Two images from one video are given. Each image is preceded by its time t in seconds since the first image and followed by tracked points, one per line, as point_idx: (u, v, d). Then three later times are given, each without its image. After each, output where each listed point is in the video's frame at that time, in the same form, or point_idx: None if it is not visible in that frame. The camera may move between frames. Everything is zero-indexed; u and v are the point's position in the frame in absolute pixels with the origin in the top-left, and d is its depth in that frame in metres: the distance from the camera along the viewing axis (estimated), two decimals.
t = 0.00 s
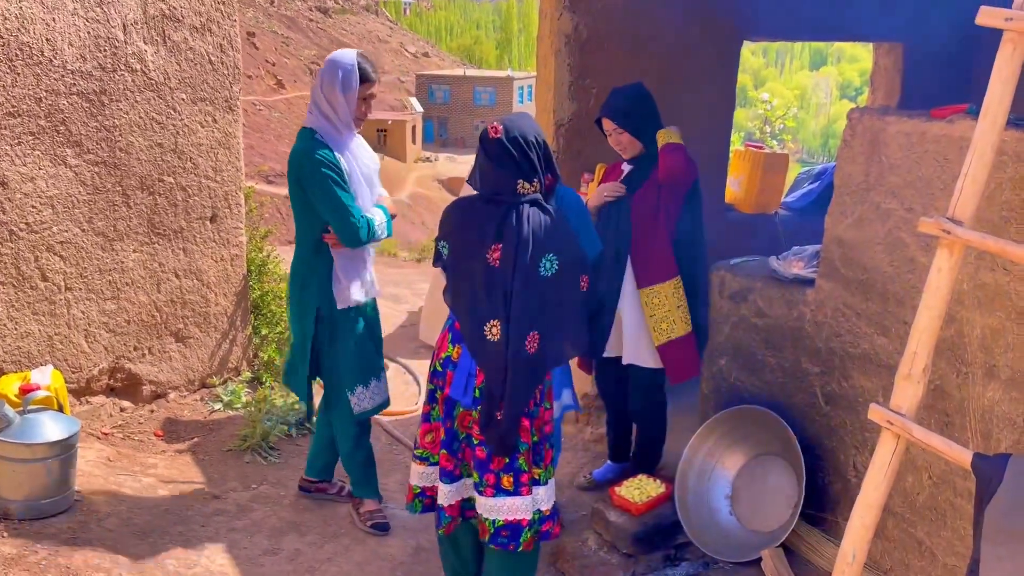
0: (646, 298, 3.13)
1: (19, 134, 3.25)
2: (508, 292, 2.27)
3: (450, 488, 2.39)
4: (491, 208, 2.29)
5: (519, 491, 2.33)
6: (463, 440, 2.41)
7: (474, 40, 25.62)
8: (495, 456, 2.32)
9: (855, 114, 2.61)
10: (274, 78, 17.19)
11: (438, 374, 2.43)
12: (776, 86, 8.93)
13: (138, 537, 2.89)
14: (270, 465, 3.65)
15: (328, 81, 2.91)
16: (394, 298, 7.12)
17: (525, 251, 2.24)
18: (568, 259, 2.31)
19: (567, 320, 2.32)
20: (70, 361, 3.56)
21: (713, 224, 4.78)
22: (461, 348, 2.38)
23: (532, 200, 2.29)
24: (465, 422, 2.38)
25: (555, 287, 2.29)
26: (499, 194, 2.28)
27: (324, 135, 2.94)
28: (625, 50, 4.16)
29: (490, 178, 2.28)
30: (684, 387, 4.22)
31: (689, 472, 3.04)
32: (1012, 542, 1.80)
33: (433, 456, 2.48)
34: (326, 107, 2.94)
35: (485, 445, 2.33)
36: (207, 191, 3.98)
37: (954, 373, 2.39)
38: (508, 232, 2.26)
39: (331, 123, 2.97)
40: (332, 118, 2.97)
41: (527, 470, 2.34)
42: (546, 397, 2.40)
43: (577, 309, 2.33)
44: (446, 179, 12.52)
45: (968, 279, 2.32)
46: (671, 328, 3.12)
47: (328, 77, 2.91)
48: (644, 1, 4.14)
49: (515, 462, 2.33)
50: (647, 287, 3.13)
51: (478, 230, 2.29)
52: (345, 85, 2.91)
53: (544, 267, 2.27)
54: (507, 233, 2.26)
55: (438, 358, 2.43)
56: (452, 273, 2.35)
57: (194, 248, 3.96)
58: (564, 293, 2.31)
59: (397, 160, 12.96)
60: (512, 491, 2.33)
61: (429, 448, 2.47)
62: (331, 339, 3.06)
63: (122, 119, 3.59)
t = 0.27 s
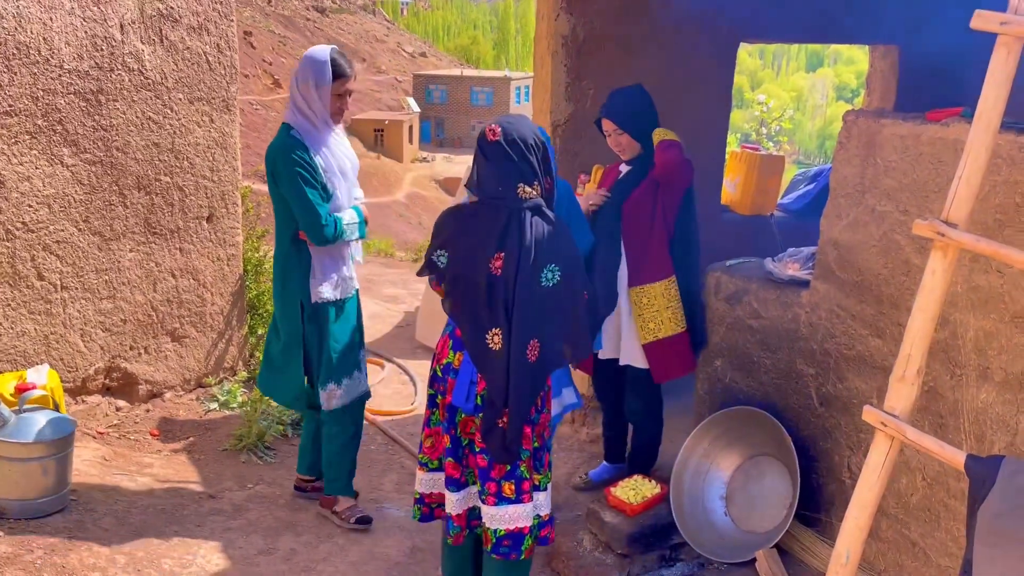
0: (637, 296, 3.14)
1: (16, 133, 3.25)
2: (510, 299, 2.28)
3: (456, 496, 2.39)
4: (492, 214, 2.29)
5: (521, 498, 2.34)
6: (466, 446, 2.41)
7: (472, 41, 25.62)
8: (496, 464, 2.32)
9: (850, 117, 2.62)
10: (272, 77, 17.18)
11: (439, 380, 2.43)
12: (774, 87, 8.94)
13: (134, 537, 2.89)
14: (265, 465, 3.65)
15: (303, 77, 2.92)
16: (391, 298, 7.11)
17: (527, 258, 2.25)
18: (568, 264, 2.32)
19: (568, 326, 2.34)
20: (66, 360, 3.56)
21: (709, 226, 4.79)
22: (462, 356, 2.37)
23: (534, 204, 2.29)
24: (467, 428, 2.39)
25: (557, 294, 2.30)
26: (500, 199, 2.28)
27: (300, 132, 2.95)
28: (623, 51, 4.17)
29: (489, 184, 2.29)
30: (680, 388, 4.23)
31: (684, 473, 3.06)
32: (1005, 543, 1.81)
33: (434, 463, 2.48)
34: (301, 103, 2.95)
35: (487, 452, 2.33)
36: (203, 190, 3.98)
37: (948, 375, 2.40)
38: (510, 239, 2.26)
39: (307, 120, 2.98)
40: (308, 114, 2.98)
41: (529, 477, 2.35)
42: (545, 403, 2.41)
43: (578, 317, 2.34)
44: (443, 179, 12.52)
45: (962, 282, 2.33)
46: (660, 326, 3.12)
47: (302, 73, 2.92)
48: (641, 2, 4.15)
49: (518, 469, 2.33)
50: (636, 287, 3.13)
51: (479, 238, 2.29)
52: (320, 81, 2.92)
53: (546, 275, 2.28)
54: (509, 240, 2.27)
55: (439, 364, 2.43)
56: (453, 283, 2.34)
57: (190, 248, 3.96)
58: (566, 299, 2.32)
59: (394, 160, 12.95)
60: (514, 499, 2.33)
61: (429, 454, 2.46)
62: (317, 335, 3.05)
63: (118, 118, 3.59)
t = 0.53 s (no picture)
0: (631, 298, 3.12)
1: (13, 131, 3.25)
2: (514, 302, 2.28)
3: (458, 500, 2.39)
4: (496, 214, 2.30)
5: (526, 502, 2.35)
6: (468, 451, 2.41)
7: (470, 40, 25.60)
8: (501, 468, 2.33)
9: (846, 119, 2.63)
10: (269, 77, 17.17)
11: (441, 385, 2.41)
12: (771, 88, 8.94)
13: (130, 536, 2.89)
14: (262, 464, 3.65)
15: (292, 78, 2.92)
16: (388, 298, 7.11)
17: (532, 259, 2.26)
18: (571, 266, 2.33)
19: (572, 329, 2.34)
20: (63, 359, 3.56)
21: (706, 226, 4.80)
22: (465, 360, 2.36)
23: (538, 204, 2.30)
24: (470, 434, 2.38)
25: (560, 297, 2.31)
26: (505, 199, 2.28)
27: (289, 131, 2.95)
28: (620, 52, 4.17)
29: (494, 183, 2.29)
30: (677, 388, 4.24)
31: (680, 473, 3.07)
32: (999, 544, 1.82)
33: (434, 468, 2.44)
34: (290, 102, 2.95)
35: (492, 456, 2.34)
36: (201, 190, 3.98)
37: (943, 376, 2.41)
38: (514, 239, 2.27)
39: (296, 119, 2.98)
40: (297, 114, 2.97)
41: (534, 480, 2.37)
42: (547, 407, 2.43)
43: (581, 320, 2.34)
44: (441, 179, 12.52)
45: (958, 283, 2.34)
46: (653, 329, 3.12)
47: (290, 73, 2.92)
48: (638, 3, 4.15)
49: (522, 473, 2.35)
50: (631, 287, 3.12)
51: (483, 239, 2.30)
52: (310, 81, 2.92)
53: (548, 278, 2.29)
54: (513, 241, 2.27)
55: (440, 369, 2.41)
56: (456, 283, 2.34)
57: (188, 247, 3.96)
58: (569, 302, 2.32)
59: (391, 159, 12.94)
60: (520, 502, 2.35)
61: (429, 459, 2.43)
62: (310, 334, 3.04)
63: (116, 117, 3.59)
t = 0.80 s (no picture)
0: (631, 307, 3.13)
1: (12, 130, 3.24)
2: (521, 304, 2.28)
3: (465, 507, 2.39)
4: (503, 215, 2.29)
5: (530, 508, 2.35)
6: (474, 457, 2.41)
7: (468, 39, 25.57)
8: (506, 474, 2.32)
9: (847, 120, 2.63)
10: (267, 74, 17.14)
11: (447, 391, 2.39)
12: (770, 88, 8.93)
13: (129, 535, 2.89)
14: (261, 463, 3.64)
15: (297, 76, 2.91)
16: (387, 296, 7.10)
17: (537, 261, 2.27)
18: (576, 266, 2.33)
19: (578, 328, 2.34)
20: (61, 358, 3.55)
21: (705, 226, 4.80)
22: (472, 365, 2.35)
23: (547, 204, 2.31)
24: (476, 439, 2.37)
25: (567, 296, 2.31)
26: (512, 200, 2.28)
27: (292, 129, 2.94)
28: (619, 51, 4.16)
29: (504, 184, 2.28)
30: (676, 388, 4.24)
31: (680, 473, 3.08)
32: (999, 547, 1.82)
33: (440, 476, 2.45)
34: (293, 100, 2.94)
35: (497, 461, 2.33)
36: (200, 188, 3.98)
37: (943, 377, 2.41)
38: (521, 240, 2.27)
39: (298, 118, 2.96)
40: (299, 112, 2.96)
41: (538, 487, 2.37)
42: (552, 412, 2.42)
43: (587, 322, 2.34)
44: (439, 177, 12.51)
45: (958, 285, 2.34)
46: (652, 338, 3.12)
47: (294, 70, 2.91)
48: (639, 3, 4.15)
49: (527, 480, 2.35)
50: (633, 297, 3.12)
51: (490, 240, 2.29)
52: (316, 80, 2.93)
53: (555, 281, 2.29)
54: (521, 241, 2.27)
55: (446, 374, 2.40)
56: (463, 287, 2.34)
57: (187, 246, 3.96)
58: (577, 302, 2.32)
59: (389, 157, 12.92)
60: (524, 509, 2.34)
61: (435, 468, 2.44)
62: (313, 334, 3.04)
63: (115, 116, 3.58)
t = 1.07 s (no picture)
0: (632, 313, 3.12)
1: (13, 125, 3.22)
2: (530, 301, 2.27)
3: (474, 509, 2.37)
4: (514, 211, 2.27)
5: (538, 510, 2.34)
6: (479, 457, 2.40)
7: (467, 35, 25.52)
8: (513, 475, 2.31)
9: (853, 118, 2.62)
10: (266, 70, 17.10)
11: (450, 388, 2.38)
12: (770, 86, 8.91)
13: (130, 533, 2.88)
14: (262, 461, 3.64)
15: (306, 71, 2.90)
16: (387, 294, 7.08)
17: (547, 257, 2.26)
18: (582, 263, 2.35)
19: (584, 324, 2.35)
20: (63, 355, 3.54)
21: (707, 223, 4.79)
22: (476, 363, 2.33)
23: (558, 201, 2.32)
24: (479, 439, 2.37)
25: (575, 292, 2.32)
26: (524, 196, 2.27)
27: (300, 125, 2.92)
28: (623, 49, 4.15)
29: (517, 180, 2.27)
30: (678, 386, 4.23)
31: (683, 473, 3.08)
32: (1007, 547, 1.81)
33: (444, 476, 2.42)
34: (302, 95, 2.92)
35: (502, 462, 2.32)
36: (201, 184, 3.96)
37: (949, 377, 2.41)
38: (533, 235, 2.26)
39: (306, 113, 2.95)
40: (308, 107, 2.95)
41: (546, 487, 2.36)
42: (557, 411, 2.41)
43: (592, 319, 2.37)
44: (439, 174, 12.49)
45: (964, 284, 2.33)
46: (653, 348, 3.11)
47: (304, 64, 2.90)
48: None
49: (534, 479, 2.34)
50: (632, 304, 3.12)
51: (499, 236, 2.27)
52: (326, 74, 2.92)
53: (565, 278, 2.30)
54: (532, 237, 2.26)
55: (449, 372, 2.39)
56: (470, 284, 2.31)
57: (188, 242, 3.94)
58: (584, 297, 2.34)
59: (388, 154, 12.89)
60: (532, 510, 2.33)
61: (441, 468, 2.40)
62: (316, 333, 3.03)
63: (117, 112, 3.57)
